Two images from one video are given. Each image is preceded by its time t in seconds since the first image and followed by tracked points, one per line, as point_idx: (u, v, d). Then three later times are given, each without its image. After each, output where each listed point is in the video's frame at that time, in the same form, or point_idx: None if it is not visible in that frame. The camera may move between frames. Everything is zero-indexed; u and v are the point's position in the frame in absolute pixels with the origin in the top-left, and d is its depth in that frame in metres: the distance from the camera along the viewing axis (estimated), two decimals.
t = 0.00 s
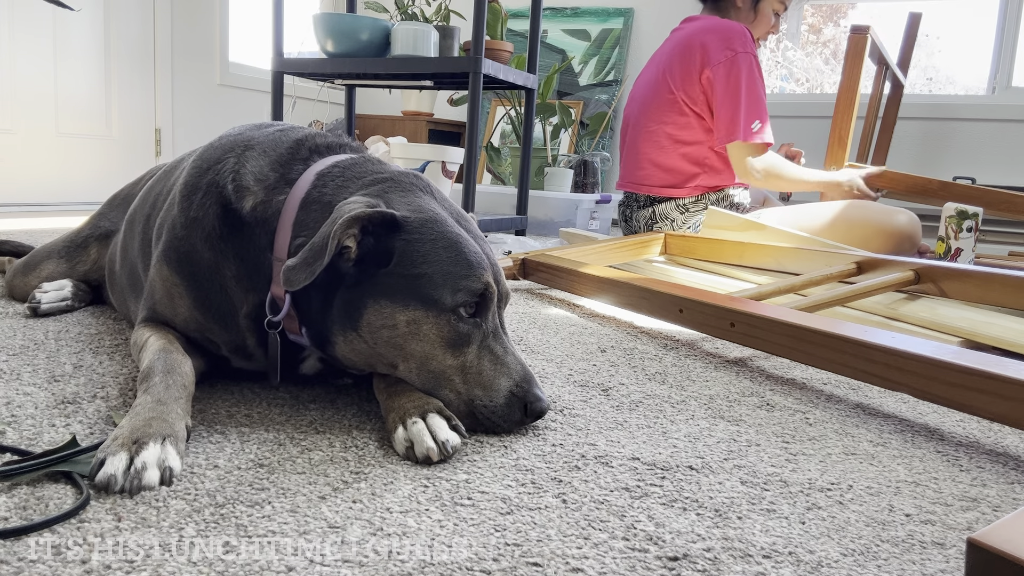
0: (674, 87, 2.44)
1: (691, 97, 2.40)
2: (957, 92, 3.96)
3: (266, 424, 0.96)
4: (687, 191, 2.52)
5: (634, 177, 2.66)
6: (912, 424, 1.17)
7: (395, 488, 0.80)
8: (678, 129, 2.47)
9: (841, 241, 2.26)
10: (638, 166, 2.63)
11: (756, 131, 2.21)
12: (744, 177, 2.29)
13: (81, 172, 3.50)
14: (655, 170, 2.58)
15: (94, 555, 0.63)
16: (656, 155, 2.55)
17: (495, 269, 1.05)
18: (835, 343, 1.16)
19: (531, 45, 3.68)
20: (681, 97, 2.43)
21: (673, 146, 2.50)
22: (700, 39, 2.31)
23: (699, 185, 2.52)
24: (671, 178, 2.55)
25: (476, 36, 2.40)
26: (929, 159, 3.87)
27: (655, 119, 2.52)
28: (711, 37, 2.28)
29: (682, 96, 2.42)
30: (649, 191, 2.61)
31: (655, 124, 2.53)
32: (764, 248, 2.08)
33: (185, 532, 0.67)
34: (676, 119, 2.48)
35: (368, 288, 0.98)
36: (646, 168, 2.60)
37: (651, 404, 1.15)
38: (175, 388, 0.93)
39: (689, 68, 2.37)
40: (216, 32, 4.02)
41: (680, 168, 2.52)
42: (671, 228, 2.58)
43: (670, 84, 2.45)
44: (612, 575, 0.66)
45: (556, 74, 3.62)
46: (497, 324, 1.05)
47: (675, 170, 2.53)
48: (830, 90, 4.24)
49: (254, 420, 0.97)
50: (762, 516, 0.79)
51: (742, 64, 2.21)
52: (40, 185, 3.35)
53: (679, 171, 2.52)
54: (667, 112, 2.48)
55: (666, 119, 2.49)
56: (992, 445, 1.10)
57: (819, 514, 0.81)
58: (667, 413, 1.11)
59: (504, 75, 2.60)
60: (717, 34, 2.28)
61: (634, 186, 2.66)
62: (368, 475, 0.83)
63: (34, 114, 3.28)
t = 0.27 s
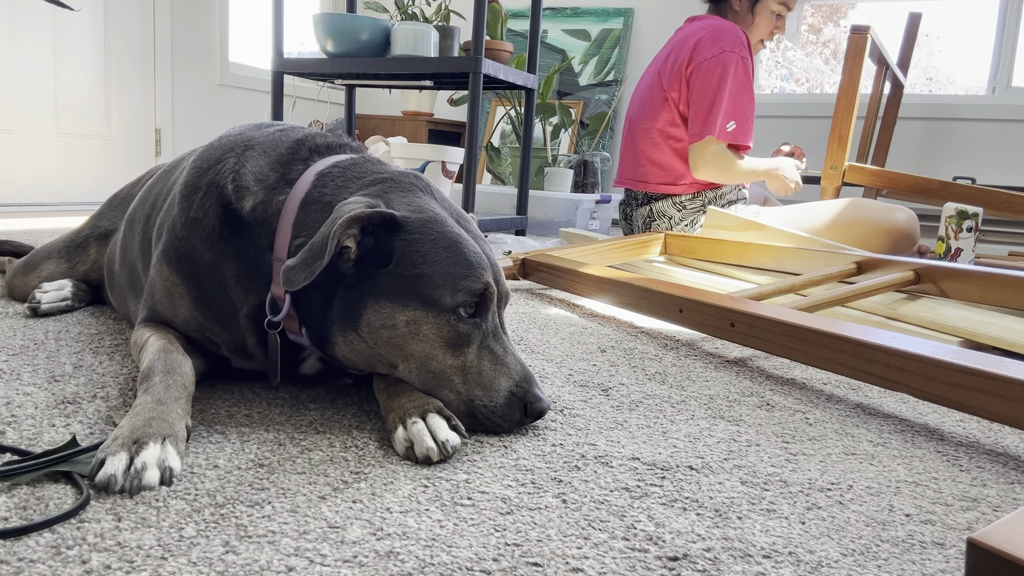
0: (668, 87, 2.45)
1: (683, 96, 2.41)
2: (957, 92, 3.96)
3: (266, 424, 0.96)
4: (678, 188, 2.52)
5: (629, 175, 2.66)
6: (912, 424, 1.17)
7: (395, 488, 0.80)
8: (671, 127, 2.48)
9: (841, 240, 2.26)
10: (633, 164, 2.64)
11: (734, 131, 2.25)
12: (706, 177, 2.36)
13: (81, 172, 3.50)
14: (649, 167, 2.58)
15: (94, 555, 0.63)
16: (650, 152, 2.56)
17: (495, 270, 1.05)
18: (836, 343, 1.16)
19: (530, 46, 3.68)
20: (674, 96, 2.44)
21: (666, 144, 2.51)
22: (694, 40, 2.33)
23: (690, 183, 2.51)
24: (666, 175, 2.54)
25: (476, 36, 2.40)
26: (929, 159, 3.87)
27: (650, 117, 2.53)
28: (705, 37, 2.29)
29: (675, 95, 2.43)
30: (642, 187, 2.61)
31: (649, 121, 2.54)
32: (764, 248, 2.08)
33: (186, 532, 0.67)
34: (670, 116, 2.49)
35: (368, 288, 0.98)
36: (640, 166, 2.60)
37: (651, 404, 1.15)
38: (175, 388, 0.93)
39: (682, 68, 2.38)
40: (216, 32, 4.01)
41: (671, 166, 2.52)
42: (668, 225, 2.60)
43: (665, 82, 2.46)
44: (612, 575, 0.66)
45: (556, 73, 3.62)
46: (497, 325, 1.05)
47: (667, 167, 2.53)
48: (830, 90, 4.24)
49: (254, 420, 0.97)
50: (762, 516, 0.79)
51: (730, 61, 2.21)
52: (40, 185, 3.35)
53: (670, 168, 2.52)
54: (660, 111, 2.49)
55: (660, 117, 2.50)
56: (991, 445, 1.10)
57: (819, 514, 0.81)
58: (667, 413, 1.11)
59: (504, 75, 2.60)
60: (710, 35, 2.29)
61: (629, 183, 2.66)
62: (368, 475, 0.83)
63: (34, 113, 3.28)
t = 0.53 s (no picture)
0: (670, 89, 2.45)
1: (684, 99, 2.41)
2: (957, 92, 3.96)
3: (266, 424, 0.96)
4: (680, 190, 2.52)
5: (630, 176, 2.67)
6: (912, 424, 1.17)
7: (395, 488, 0.80)
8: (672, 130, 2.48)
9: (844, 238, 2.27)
10: (633, 165, 2.64)
11: (740, 137, 2.25)
12: (715, 185, 2.38)
13: (81, 171, 3.50)
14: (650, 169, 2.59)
15: (94, 555, 0.63)
16: (651, 154, 2.56)
17: (495, 270, 1.05)
18: (836, 343, 1.16)
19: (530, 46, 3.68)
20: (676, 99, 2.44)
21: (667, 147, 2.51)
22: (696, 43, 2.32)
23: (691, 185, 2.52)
24: (667, 177, 2.54)
25: (476, 36, 2.40)
26: (929, 159, 3.87)
27: (651, 119, 2.53)
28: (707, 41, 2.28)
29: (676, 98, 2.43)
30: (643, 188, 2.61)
31: (650, 123, 2.54)
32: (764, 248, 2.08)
33: (186, 532, 0.67)
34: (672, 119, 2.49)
35: (367, 288, 0.98)
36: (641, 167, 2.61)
37: (651, 404, 1.15)
38: (175, 388, 0.93)
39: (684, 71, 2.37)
40: (216, 32, 4.02)
41: (673, 168, 2.52)
42: (672, 226, 2.59)
43: (667, 85, 2.47)
44: (612, 575, 0.66)
45: (556, 73, 3.62)
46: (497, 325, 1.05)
47: (668, 170, 2.53)
48: (830, 90, 4.24)
49: (254, 420, 0.97)
50: (762, 516, 0.79)
51: (733, 67, 2.21)
52: (40, 184, 3.34)
53: (672, 171, 2.53)
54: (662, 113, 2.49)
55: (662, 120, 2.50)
56: (992, 445, 1.10)
57: (819, 514, 0.81)
58: (667, 413, 1.11)
59: (504, 75, 2.60)
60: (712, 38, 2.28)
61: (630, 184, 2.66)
62: (368, 475, 0.83)
63: (34, 113, 3.28)
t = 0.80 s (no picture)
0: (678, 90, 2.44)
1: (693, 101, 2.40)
2: (957, 92, 3.96)
3: (266, 424, 0.96)
4: (685, 191, 2.53)
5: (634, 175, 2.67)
6: (912, 424, 1.17)
7: (395, 488, 0.80)
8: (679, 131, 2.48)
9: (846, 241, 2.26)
10: (638, 165, 2.65)
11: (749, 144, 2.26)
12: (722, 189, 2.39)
13: (80, 171, 3.50)
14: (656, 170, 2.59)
15: (94, 555, 0.63)
16: (657, 155, 2.57)
17: (495, 270, 1.05)
18: (836, 343, 1.16)
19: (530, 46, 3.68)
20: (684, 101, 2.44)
21: (674, 148, 2.51)
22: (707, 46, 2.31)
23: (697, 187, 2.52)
24: (672, 178, 2.55)
25: (476, 36, 2.40)
26: (929, 159, 3.87)
27: (657, 120, 2.53)
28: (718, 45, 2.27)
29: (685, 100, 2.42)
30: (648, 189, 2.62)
31: (657, 124, 2.53)
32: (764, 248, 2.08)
33: (186, 532, 0.67)
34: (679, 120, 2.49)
35: (367, 289, 0.98)
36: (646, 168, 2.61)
37: (651, 404, 1.15)
38: (176, 388, 0.93)
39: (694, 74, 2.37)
40: (216, 32, 4.02)
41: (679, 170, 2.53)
42: (673, 226, 2.59)
43: (675, 86, 2.45)
44: (612, 575, 0.66)
45: (556, 73, 3.62)
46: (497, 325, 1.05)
47: (674, 171, 2.54)
48: (830, 90, 4.24)
49: (254, 420, 0.97)
50: (762, 516, 0.79)
51: (744, 73, 2.21)
52: (39, 184, 3.34)
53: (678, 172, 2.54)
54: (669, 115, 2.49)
55: (669, 121, 2.50)
56: (992, 445, 1.10)
57: (819, 514, 0.81)
58: (667, 413, 1.11)
59: (504, 75, 2.60)
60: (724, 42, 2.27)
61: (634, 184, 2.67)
62: (368, 475, 0.83)
63: (34, 113, 3.27)
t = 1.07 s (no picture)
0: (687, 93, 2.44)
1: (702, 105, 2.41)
2: (957, 92, 3.96)
3: (266, 424, 0.96)
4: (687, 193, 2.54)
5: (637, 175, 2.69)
6: (912, 424, 1.17)
7: (395, 488, 0.80)
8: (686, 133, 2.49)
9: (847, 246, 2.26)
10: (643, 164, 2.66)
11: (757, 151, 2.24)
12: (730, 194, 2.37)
13: (80, 171, 3.50)
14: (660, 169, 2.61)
15: (94, 555, 0.63)
16: (662, 155, 2.58)
17: (495, 270, 1.05)
18: (835, 343, 1.16)
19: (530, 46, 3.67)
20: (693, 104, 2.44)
21: (679, 150, 2.52)
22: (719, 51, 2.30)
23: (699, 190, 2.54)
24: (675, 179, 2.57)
25: (476, 36, 2.40)
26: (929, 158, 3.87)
27: (664, 121, 2.54)
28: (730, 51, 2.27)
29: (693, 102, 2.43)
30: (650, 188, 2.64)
31: (663, 125, 2.54)
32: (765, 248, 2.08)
33: (185, 532, 0.67)
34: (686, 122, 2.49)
35: (367, 288, 0.98)
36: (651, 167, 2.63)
37: (651, 404, 1.15)
38: (176, 388, 0.93)
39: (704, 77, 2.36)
40: (216, 32, 4.02)
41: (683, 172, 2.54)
42: (675, 227, 2.59)
43: (683, 87, 2.45)
44: (612, 575, 0.66)
45: (556, 73, 3.62)
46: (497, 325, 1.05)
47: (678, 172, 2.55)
48: (830, 90, 4.24)
49: (254, 420, 0.97)
50: (762, 516, 0.79)
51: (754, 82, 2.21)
52: (39, 184, 3.34)
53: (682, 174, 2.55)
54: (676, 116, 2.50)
55: (676, 123, 2.51)
56: (991, 445, 1.10)
57: (819, 514, 0.81)
58: (667, 413, 1.11)
59: (504, 75, 2.60)
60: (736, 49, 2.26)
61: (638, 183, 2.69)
62: (368, 475, 0.83)
63: (34, 113, 3.28)
